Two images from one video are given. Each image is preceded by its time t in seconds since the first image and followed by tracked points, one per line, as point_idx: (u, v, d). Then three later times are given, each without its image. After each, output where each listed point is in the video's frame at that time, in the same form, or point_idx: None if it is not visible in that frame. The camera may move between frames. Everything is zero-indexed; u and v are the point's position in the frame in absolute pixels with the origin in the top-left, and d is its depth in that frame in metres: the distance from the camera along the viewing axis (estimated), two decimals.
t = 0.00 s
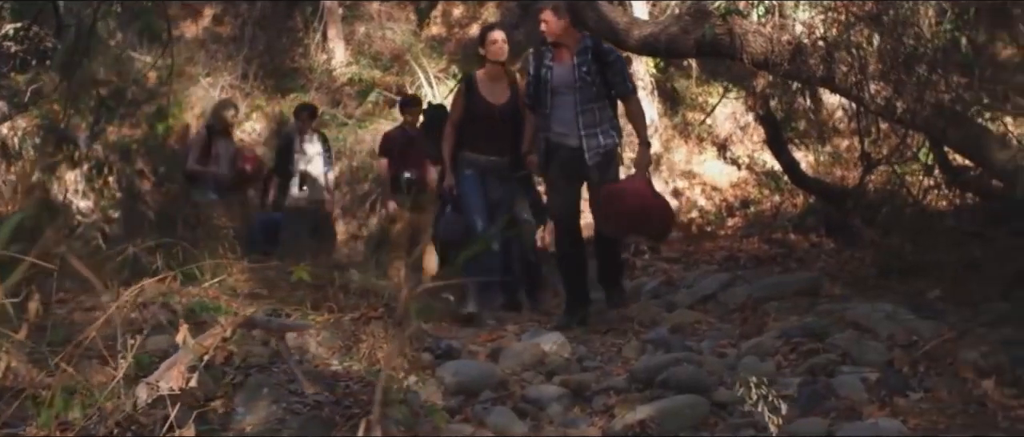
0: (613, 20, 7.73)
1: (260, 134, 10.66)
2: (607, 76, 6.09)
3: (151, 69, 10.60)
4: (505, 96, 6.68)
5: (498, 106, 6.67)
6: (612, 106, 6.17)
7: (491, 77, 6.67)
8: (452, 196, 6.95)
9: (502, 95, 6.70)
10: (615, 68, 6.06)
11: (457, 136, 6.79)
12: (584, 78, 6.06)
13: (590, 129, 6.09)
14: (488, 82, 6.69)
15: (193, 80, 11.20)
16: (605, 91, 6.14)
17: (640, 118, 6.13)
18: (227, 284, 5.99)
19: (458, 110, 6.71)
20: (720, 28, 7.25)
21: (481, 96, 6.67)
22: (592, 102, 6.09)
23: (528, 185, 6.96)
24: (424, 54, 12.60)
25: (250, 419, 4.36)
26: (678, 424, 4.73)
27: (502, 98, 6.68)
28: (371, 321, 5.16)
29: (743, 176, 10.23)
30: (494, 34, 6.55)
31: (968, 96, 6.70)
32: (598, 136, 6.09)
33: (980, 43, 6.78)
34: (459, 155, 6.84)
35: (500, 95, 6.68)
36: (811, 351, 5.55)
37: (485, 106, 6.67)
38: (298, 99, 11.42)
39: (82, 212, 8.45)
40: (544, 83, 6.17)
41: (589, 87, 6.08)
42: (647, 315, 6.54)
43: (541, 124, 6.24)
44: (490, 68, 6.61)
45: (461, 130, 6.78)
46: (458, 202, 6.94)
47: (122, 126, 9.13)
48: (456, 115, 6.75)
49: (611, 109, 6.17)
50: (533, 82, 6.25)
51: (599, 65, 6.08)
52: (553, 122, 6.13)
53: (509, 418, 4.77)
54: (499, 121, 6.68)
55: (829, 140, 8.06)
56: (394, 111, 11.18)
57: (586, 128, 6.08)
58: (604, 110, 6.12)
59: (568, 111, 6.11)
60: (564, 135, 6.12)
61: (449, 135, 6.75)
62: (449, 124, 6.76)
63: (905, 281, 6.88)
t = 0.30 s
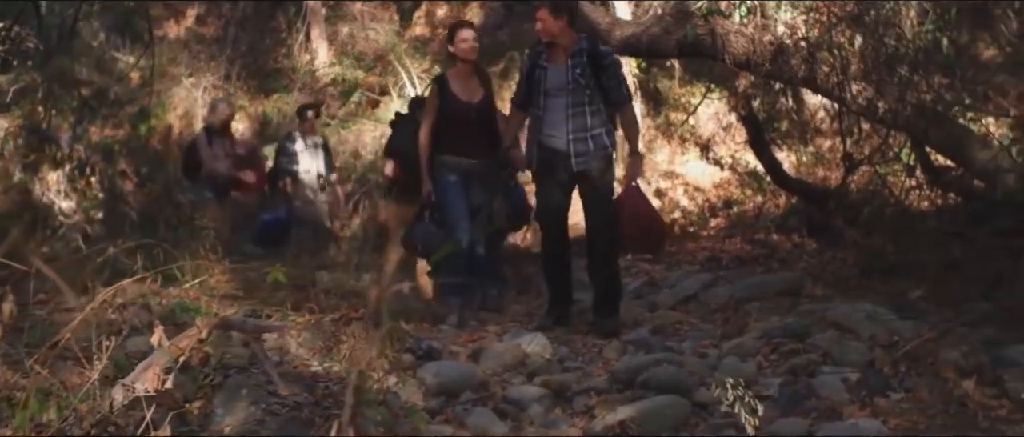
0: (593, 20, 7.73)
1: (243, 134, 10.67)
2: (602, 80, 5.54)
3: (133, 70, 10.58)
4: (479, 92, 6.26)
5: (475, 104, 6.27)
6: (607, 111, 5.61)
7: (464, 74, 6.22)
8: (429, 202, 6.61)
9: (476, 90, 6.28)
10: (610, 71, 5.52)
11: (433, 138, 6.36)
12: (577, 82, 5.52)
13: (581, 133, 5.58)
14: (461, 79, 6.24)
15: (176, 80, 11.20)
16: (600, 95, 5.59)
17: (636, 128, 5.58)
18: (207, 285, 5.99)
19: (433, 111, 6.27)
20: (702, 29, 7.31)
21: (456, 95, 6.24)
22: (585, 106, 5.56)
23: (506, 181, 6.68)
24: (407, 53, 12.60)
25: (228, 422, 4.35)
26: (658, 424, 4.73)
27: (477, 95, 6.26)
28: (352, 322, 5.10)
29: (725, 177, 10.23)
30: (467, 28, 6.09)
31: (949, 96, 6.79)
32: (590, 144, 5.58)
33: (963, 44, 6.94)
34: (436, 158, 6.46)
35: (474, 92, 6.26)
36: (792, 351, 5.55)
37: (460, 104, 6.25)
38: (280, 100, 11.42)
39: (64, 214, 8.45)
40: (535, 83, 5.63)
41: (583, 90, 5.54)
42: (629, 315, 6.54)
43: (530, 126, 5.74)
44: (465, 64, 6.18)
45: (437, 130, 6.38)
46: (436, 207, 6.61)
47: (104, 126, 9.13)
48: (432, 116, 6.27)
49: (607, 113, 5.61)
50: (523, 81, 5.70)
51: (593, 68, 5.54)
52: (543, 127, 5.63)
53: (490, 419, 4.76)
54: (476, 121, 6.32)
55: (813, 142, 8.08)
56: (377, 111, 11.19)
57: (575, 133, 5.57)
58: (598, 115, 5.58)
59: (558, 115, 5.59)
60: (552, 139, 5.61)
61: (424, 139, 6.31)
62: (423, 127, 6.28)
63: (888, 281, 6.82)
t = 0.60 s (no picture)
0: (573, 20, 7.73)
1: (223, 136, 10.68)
2: (601, 77, 5.63)
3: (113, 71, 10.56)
4: (452, 79, 6.28)
5: (447, 94, 6.27)
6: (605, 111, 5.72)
7: (435, 63, 6.24)
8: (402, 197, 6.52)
9: (449, 79, 6.29)
10: (609, 70, 5.62)
11: (407, 128, 6.34)
12: (577, 78, 5.59)
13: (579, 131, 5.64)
14: (432, 69, 6.25)
15: (156, 82, 11.18)
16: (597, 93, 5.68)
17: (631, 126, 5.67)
18: (185, 286, 5.99)
19: (406, 99, 6.27)
20: (681, 30, 7.36)
21: (429, 85, 6.24)
22: (583, 103, 5.62)
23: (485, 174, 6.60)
24: (388, 55, 12.59)
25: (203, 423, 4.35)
26: (636, 425, 4.73)
27: (449, 84, 6.27)
28: (330, 324, 5.10)
29: (707, 178, 10.34)
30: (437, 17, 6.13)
31: (928, 98, 6.81)
32: (587, 140, 5.64)
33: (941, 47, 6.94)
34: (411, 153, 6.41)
35: (446, 80, 6.26)
36: (770, 352, 5.56)
37: (432, 93, 6.25)
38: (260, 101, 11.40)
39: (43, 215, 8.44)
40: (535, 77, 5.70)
41: (581, 87, 5.61)
42: (609, 316, 6.54)
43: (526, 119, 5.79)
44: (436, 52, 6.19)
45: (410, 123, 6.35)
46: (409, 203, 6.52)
47: (84, 128, 9.12)
48: (408, 106, 6.28)
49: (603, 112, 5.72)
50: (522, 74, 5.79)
51: (592, 65, 5.62)
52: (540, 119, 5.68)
53: (468, 420, 4.76)
54: (449, 111, 6.30)
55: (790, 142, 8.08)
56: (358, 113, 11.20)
57: (573, 130, 5.63)
58: (595, 111, 5.65)
59: (556, 109, 5.65)
60: (549, 134, 5.67)
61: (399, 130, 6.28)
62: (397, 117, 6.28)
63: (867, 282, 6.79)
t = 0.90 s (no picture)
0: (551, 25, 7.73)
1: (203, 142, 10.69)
2: (585, 80, 5.59)
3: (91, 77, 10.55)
4: (433, 86, 6.12)
5: (427, 100, 6.12)
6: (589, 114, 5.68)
7: (420, 68, 6.09)
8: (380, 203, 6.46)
9: (430, 85, 6.14)
10: (594, 73, 5.58)
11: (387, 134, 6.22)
12: (563, 82, 5.54)
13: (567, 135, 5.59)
14: (414, 74, 6.10)
15: (135, 87, 11.16)
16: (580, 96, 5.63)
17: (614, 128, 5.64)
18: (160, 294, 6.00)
19: (386, 105, 6.12)
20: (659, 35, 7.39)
21: (409, 91, 6.10)
22: (571, 107, 5.57)
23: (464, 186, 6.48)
24: (368, 59, 12.60)
25: (178, 429, 4.34)
26: (613, 431, 4.72)
27: (429, 92, 6.12)
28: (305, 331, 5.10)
29: (685, 183, 10.35)
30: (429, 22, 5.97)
31: (904, 102, 6.87)
32: (575, 143, 5.59)
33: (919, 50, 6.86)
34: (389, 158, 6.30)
35: (427, 88, 6.11)
36: (747, 357, 5.57)
37: (411, 100, 6.10)
38: (240, 107, 11.41)
39: (20, 221, 8.42)
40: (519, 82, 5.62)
41: (568, 91, 5.56)
42: (587, 321, 6.54)
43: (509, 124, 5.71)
44: (418, 56, 6.04)
45: (390, 128, 6.22)
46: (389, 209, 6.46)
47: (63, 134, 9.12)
48: (388, 113, 6.14)
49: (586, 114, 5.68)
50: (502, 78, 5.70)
51: (576, 68, 5.58)
52: (527, 123, 5.61)
53: (444, 425, 4.75)
54: (427, 117, 6.15)
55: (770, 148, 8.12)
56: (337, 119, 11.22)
57: (563, 134, 5.57)
58: (581, 114, 5.61)
59: (543, 113, 5.58)
60: (536, 139, 5.60)
61: (378, 135, 6.17)
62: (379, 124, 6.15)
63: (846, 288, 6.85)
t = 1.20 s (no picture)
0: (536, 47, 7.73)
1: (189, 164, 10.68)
2: (569, 98, 5.58)
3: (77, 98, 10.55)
4: (436, 109, 6.00)
5: (430, 122, 5.98)
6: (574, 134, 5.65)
7: (423, 89, 5.98)
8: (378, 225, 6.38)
9: (432, 107, 6.02)
10: (577, 91, 5.58)
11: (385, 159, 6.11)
12: (546, 99, 5.53)
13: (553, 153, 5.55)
14: (418, 94, 5.99)
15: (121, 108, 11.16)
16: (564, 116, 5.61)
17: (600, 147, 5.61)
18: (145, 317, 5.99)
19: (387, 127, 6.00)
20: (644, 56, 7.38)
21: (411, 111, 5.96)
22: (555, 124, 5.54)
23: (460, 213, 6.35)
24: (354, 81, 12.62)
25: None
26: None
27: (432, 112, 6.00)
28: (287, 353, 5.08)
29: (671, 204, 10.29)
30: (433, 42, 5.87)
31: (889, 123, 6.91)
32: (562, 162, 5.55)
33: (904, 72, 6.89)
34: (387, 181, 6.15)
35: (430, 109, 5.99)
36: (732, 379, 5.56)
37: (414, 120, 5.96)
38: (226, 129, 11.41)
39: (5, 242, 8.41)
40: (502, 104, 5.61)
41: (551, 108, 5.54)
42: (572, 342, 6.54)
43: (495, 148, 5.68)
44: (425, 76, 5.91)
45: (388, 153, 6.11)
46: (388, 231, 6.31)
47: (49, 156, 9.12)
48: (388, 136, 6.03)
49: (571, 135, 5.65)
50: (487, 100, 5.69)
51: (559, 86, 5.57)
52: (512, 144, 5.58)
53: None
54: (429, 139, 6.00)
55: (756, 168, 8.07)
56: (324, 140, 11.23)
57: (548, 152, 5.54)
58: (566, 132, 5.58)
59: (527, 132, 5.55)
60: (523, 159, 5.57)
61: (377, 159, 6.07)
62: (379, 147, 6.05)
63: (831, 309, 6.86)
